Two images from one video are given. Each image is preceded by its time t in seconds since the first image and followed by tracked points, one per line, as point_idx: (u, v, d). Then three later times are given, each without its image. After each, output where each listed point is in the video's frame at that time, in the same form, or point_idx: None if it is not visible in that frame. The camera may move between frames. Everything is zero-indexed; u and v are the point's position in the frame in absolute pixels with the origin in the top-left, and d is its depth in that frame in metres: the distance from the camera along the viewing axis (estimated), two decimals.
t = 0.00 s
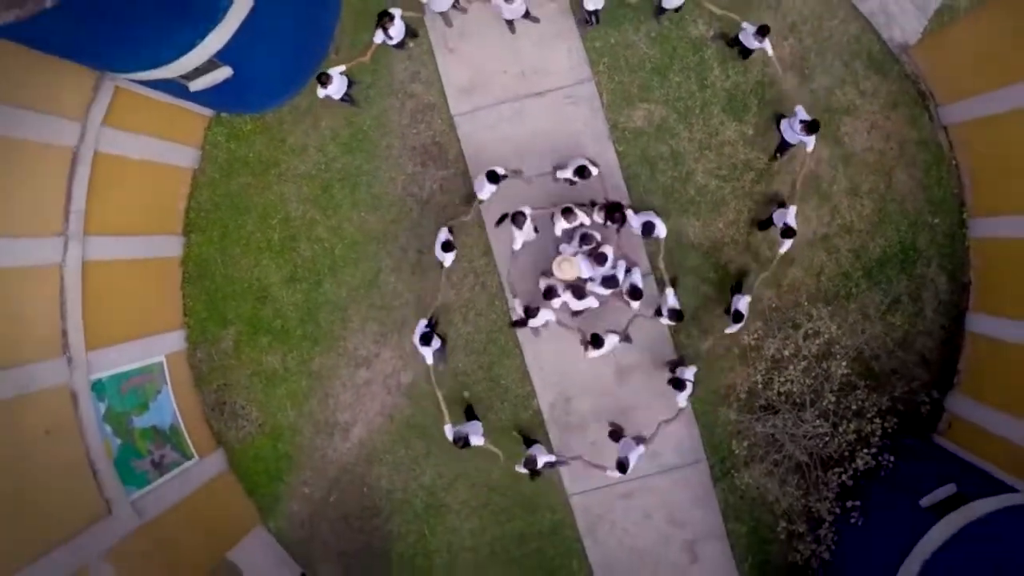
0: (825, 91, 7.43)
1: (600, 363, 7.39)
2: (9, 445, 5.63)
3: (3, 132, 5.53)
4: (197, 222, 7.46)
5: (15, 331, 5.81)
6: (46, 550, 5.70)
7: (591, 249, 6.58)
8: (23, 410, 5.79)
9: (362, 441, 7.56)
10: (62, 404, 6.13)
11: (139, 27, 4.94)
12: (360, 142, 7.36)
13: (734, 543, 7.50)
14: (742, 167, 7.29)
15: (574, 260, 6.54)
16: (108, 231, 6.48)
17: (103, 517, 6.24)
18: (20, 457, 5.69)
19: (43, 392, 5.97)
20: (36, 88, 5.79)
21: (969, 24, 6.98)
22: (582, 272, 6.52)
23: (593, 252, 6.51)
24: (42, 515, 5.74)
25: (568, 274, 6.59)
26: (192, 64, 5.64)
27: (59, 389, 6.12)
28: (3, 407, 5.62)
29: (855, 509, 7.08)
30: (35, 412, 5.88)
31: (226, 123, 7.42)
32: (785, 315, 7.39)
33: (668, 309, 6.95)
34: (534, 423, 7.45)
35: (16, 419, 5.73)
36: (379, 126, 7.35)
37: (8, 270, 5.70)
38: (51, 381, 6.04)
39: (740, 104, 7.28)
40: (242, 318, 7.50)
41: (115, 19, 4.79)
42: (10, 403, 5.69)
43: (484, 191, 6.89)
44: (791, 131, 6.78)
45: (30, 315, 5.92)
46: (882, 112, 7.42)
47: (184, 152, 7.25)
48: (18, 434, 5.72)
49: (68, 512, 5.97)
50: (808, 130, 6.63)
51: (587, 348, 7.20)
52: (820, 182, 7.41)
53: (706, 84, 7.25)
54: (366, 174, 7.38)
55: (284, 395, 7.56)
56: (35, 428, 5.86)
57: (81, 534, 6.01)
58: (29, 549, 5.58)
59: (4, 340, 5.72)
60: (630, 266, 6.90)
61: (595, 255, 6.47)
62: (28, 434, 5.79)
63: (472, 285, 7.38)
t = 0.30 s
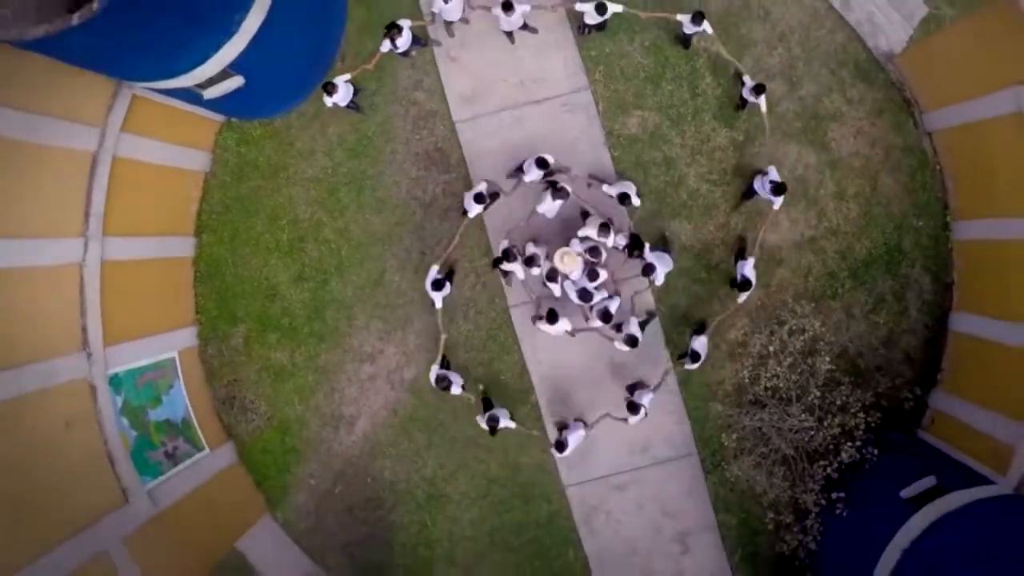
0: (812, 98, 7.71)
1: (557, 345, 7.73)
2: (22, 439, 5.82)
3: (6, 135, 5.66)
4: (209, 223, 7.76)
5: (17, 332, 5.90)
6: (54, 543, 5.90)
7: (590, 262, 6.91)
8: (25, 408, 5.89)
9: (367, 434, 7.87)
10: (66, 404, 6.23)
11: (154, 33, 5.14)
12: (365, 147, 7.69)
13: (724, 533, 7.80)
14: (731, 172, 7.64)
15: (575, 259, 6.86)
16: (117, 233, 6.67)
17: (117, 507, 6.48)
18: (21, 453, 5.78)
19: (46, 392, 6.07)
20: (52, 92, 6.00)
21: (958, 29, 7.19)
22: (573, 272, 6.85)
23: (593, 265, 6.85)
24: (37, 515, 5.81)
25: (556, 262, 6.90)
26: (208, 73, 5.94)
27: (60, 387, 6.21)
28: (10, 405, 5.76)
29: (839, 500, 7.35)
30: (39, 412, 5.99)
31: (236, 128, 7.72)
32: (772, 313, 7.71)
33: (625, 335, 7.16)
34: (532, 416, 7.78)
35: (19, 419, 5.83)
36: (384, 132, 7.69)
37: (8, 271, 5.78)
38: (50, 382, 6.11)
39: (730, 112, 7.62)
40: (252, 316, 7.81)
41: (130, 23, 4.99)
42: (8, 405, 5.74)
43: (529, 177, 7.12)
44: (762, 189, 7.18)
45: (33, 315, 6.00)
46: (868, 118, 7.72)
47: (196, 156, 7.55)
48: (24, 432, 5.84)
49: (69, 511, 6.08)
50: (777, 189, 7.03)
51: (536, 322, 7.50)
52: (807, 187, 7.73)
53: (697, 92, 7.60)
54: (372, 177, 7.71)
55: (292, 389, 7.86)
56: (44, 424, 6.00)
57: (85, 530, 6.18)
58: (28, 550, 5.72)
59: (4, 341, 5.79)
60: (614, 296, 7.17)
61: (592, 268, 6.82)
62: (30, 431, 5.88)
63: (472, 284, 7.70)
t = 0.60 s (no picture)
0: (801, 105, 8.00)
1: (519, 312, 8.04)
2: (43, 432, 6.11)
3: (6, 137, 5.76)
4: (218, 224, 8.07)
5: (11, 334, 5.96)
6: (70, 530, 6.24)
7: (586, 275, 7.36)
8: (15, 408, 5.93)
9: (370, 427, 8.18)
10: (55, 406, 6.26)
11: (170, 41, 5.39)
12: (369, 151, 8.00)
13: (715, 523, 8.11)
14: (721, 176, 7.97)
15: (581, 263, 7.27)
16: (130, 232, 6.92)
17: (131, 495, 6.76)
18: (31, 449, 6.00)
19: (36, 393, 6.11)
20: (73, 97, 6.25)
21: (942, 37, 7.48)
22: (571, 271, 7.26)
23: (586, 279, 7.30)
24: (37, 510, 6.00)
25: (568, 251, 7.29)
26: (222, 81, 6.23)
27: (50, 387, 6.25)
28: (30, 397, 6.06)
29: (824, 491, 7.63)
30: (43, 409, 6.16)
31: (245, 132, 8.02)
32: (759, 311, 8.02)
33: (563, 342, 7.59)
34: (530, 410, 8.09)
35: (9, 419, 5.88)
36: (388, 137, 8.00)
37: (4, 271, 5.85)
38: (62, 376, 6.35)
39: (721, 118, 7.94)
40: (260, 313, 8.11)
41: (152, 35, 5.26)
42: (18, 400, 5.96)
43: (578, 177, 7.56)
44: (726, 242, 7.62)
45: (27, 315, 6.06)
46: (854, 124, 8.01)
47: (207, 158, 7.84)
48: (19, 433, 5.93)
49: (88, 497, 6.41)
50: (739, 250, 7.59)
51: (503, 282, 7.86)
52: (795, 190, 8.02)
53: (689, 98, 7.92)
54: (376, 180, 8.02)
55: (298, 384, 8.17)
56: (57, 418, 6.25)
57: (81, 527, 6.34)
58: (40, 541, 5.99)
59: (1, 341, 5.87)
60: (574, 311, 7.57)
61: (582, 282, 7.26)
62: (25, 432, 5.97)
63: (472, 283, 8.03)
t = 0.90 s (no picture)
0: (789, 110, 8.30)
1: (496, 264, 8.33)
2: (62, 423, 6.43)
3: (14, 138, 5.93)
4: (227, 224, 8.36)
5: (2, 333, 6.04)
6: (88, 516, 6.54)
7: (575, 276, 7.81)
8: (6, 409, 6.00)
9: (374, 420, 8.48)
10: (49, 406, 6.35)
11: (185, 51, 5.66)
12: (374, 154, 8.30)
13: (706, 514, 8.41)
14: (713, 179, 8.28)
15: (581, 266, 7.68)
16: (144, 232, 7.22)
17: (146, 483, 7.05)
18: (52, 439, 6.31)
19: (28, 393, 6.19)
20: (90, 104, 6.53)
21: (921, 46, 7.75)
22: (565, 261, 7.74)
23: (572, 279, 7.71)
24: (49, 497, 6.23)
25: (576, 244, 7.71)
26: (233, 88, 6.52)
27: (45, 386, 6.35)
28: (49, 389, 6.37)
29: (811, 482, 7.92)
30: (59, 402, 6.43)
31: (254, 135, 8.32)
32: (749, 310, 8.32)
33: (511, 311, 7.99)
34: (527, 404, 8.40)
35: (14, 417, 6.06)
36: (391, 140, 8.30)
37: (12, 270, 6.06)
38: (80, 369, 6.68)
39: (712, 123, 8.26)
40: (268, 310, 8.41)
41: (171, 48, 5.54)
42: (39, 391, 6.28)
43: (620, 201, 7.91)
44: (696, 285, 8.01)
45: (18, 316, 6.15)
46: (841, 129, 8.30)
47: (217, 161, 8.13)
48: (25, 429, 6.13)
49: (104, 485, 6.71)
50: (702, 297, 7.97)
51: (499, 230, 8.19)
52: (784, 192, 8.31)
53: (681, 104, 8.23)
54: (380, 182, 8.32)
55: (304, 378, 8.47)
56: (74, 408, 6.55)
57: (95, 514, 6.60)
58: (60, 526, 6.29)
59: (25, 335, 6.21)
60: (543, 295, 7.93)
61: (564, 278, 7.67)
62: (31, 428, 6.16)
63: (473, 281, 8.36)
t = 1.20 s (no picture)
0: (779, 114, 8.59)
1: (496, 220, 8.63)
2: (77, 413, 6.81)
3: (32, 142, 6.43)
4: (235, 223, 8.65)
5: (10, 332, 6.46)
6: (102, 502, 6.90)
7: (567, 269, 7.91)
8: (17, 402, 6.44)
9: (377, 413, 8.77)
10: (48, 403, 6.63)
11: (200, 58, 5.94)
12: (377, 156, 8.60)
13: (698, 504, 8.70)
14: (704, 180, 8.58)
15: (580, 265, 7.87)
16: (158, 231, 7.46)
17: (157, 472, 7.34)
18: (67, 429, 6.72)
19: (28, 388, 6.51)
20: (105, 108, 6.82)
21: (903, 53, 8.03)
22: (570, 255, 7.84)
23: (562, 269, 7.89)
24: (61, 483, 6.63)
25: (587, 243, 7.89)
26: (243, 92, 6.80)
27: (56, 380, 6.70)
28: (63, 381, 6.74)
29: (799, 473, 8.20)
30: (67, 397, 6.76)
31: (261, 138, 8.61)
32: (738, 306, 8.61)
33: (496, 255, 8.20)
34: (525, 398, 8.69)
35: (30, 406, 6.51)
36: (394, 143, 8.59)
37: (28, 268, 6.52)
38: (94, 362, 7.00)
39: (704, 126, 8.56)
40: (274, 307, 8.70)
41: (187, 57, 5.85)
42: (54, 383, 6.68)
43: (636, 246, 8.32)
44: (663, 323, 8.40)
45: (28, 316, 6.54)
46: (829, 132, 8.59)
47: (225, 162, 8.41)
48: (42, 418, 6.58)
49: (117, 472, 7.04)
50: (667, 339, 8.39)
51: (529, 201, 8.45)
52: (773, 193, 8.60)
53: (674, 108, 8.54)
54: (383, 183, 8.62)
55: (309, 372, 8.76)
56: (88, 399, 6.92)
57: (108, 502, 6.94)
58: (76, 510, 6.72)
59: (43, 329, 6.62)
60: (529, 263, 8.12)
61: (557, 264, 7.85)
62: (47, 417, 6.61)
63: (473, 279, 8.65)
